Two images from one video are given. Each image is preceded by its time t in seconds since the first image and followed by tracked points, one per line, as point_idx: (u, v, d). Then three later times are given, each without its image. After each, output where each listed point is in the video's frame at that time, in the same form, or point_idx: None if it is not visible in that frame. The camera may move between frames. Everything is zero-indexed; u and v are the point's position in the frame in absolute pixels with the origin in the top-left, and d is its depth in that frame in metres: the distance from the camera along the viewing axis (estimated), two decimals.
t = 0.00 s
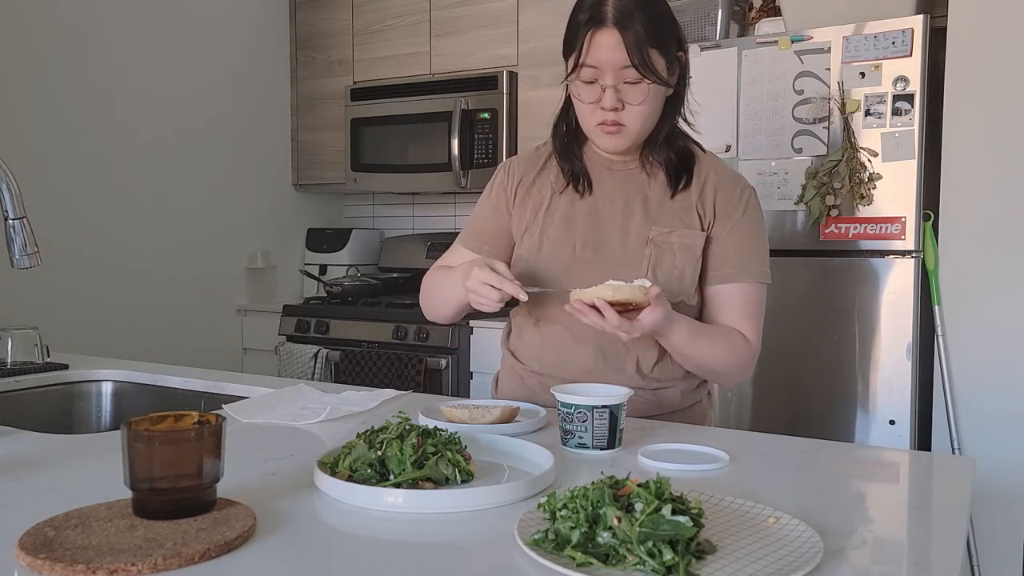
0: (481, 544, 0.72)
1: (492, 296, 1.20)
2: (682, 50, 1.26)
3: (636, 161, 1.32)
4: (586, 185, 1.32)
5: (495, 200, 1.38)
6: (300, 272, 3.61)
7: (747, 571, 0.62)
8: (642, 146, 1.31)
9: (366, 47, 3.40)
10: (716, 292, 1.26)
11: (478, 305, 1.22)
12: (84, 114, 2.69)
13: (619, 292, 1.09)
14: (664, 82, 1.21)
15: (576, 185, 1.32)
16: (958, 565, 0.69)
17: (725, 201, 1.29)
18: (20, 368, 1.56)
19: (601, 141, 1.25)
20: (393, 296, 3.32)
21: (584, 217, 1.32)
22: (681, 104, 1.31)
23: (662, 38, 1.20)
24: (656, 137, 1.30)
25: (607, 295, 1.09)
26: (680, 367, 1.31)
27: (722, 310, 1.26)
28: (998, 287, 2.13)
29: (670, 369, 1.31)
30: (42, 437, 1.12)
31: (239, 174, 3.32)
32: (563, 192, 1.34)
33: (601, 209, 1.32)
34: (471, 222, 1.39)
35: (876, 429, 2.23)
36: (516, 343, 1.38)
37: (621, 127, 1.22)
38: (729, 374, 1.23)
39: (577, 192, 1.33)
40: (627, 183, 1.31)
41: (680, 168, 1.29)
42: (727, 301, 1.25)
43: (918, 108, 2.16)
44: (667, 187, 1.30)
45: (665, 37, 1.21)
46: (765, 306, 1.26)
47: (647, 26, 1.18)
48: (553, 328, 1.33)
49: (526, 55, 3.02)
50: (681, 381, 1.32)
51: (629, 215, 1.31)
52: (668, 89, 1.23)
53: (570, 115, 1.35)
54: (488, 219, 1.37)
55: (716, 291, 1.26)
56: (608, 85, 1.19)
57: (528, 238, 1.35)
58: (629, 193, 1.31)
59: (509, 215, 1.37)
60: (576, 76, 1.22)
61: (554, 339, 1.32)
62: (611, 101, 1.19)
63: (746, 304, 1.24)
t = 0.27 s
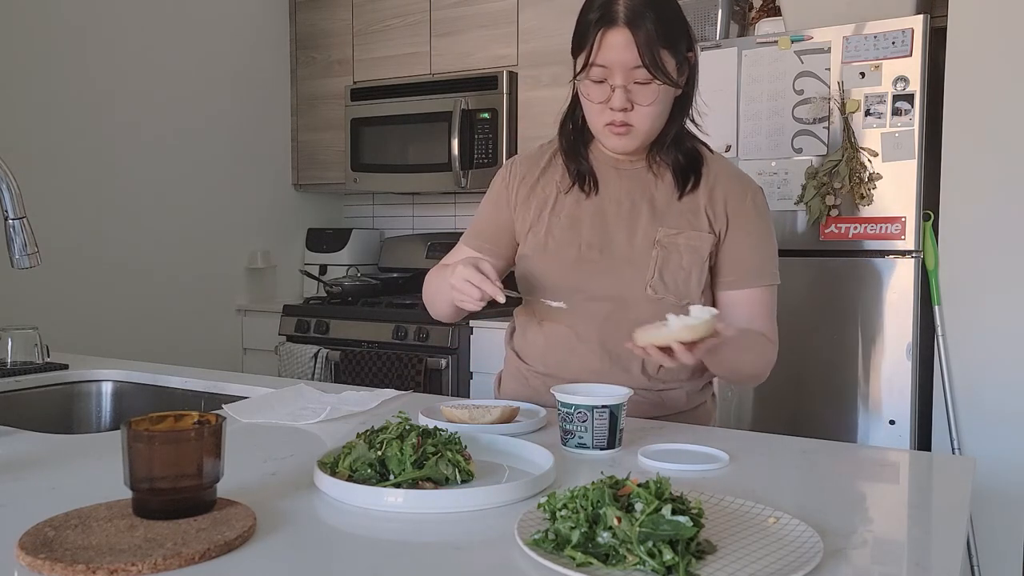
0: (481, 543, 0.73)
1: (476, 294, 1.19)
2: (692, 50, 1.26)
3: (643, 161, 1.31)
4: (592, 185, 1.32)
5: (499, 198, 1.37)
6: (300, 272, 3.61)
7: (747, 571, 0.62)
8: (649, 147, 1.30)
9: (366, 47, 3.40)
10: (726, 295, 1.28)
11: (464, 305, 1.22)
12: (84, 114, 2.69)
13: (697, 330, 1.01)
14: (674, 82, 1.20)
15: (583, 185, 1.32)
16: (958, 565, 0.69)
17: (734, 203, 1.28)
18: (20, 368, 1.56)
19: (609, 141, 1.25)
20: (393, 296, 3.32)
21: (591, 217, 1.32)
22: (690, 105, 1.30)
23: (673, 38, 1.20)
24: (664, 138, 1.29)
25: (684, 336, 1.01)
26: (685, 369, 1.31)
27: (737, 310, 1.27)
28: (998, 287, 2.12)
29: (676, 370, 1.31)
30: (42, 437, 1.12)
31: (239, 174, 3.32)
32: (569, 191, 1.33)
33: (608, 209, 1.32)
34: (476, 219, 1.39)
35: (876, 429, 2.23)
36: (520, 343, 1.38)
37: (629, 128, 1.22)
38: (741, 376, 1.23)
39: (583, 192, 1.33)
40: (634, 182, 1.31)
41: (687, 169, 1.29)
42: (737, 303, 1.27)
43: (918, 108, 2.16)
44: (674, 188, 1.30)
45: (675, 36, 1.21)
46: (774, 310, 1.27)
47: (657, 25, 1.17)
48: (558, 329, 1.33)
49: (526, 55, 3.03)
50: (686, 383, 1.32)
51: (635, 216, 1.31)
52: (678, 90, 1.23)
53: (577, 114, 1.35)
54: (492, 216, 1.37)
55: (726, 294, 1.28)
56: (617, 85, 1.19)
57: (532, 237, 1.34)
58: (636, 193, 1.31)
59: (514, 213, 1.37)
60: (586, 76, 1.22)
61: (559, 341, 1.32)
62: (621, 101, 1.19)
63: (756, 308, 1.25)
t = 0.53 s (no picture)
0: (482, 543, 0.73)
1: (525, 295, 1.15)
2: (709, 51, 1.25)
3: (658, 164, 1.31)
4: (607, 187, 1.31)
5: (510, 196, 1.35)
6: (300, 272, 3.61)
7: (748, 571, 0.62)
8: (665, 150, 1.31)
9: (366, 47, 3.40)
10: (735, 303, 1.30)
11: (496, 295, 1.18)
12: (84, 114, 2.69)
13: (723, 355, 1.04)
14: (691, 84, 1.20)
15: (597, 186, 1.32)
16: (958, 565, 0.69)
17: (748, 210, 1.30)
18: (20, 368, 1.56)
19: (623, 144, 1.24)
20: (393, 296, 3.32)
21: (604, 219, 1.31)
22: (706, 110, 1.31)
23: (691, 40, 1.18)
24: (681, 142, 1.30)
25: (708, 360, 1.04)
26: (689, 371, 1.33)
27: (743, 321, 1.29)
28: (998, 288, 2.12)
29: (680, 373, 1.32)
30: (42, 437, 1.12)
31: (239, 174, 3.32)
32: (582, 192, 1.33)
33: (621, 213, 1.31)
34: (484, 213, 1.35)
35: (876, 428, 2.23)
36: (524, 342, 1.38)
37: (646, 130, 1.21)
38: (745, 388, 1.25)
39: (597, 193, 1.32)
40: (648, 186, 1.31)
41: (703, 174, 1.30)
42: (744, 312, 1.29)
43: (918, 108, 2.16)
44: (689, 193, 1.31)
45: (692, 37, 1.19)
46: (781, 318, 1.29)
47: (673, 25, 1.16)
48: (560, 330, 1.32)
49: (526, 55, 3.03)
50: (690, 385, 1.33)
51: (649, 220, 1.31)
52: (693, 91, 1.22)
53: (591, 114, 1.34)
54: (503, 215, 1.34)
55: (734, 301, 1.30)
56: (632, 87, 1.18)
57: (545, 238, 1.33)
58: (650, 197, 1.31)
59: (525, 213, 1.35)
60: (601, 77, 1.21)
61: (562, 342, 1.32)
62: (636, 103, 1.19)
63: (765, 316, 1.28)
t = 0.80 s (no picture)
0: (482, 543, 0.73)
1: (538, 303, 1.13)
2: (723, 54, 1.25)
3: (667, 166, 1.31)
4: (615, 187, 1.31)
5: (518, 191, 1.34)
6: (300, 272, 3.61)
7: (748, 571, 0.62)
8: (674, 153, 1.31)
9: (366, 47, 3.40)
10: (731, 309, 1.30)
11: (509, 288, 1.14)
12: (84, 114, 2.70)
13: (710, 358, 1.04)
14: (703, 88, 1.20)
15: (604, 186, 1.32)
16: (958, 565, 0.69)
17: (754, 219, 1.30)
18: (20, 368, 1.56)
19: (631, 145, 1.24)
20: (392, 296, 3.32)
21: (609, 220, 1.31)
22: (717, 115, 1.31)
23: (703, 43, 1.18)
24: (692, 145, 1.30)
25: (695, 359, 1.05)
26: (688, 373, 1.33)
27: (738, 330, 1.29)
28: (998, 288, 2.12)
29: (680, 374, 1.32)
30: (42, 437, 1.12)
31: (239, 174, 3.32)
32: (589, 191, 1.32)
33: (626, 215, 1.31)
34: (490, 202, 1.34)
35: (876, 428, 2.23)
36: (523, 342, 1.38)
37: (655, 132, 1.21)
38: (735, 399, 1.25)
39: (604, 193, 1.32)
40: (656, 188, 1.31)
41: (712, 180, 1.30)
42: (741, 320, 1.29)
43: (918, 108, 2.16)
44: (696, 198, 1.31)
45: (706, 41, 1.19)
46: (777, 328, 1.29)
47: (688, 29, 1.16)
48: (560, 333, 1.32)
49: (526, 55, 3.03)
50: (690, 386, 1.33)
51: (655, 223, 1.31)
52: (705, 95, 1.22)
53: (602, 114, 1.34)
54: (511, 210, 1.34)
55: (730, 308, 1.30)
56: (643, 89, 1.18)
57: (550, 235, 1.33)
58: (658, 199, 1.31)
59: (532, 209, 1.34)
60: (611, 77, 1.21)
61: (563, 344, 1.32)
62: (647, 105, 1.18)
63: (763, 326, 1.28)
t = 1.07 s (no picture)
0: (481, 544, 0.73)
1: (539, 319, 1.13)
2: (724, 53, 1.24)
3: (665, 166, 1.31)
4: (612, 186, 1.31)
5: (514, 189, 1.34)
6: (300, 272, 3.61)
7: (748, 571, 0.62)
8: (673, 153, 1.31)
9: (366, 47, 3.40)
10: (728, 311, 1.31)
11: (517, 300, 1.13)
12: (84, 114, 2.70)
13: (695, 368, 1.04)
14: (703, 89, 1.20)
15: (602, 185, 1.31)
16: (958, 565, 0.69)
17: (753, 221, 1.30)
18: (20, 368, 1.56)
19: (630, 144, 1.24)
20: (392, 296, 3.32)
21: (605, 220, 1.31)
22: (717, 115, 1.31)
23: (703, 43, 1.18)
24: (691, 146, 1.30)
25: (681, 369, 1.04)
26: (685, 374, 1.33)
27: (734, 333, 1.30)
28: (998, 288, 2.12)
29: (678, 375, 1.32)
30: (42, 437, 1.12)
31: (239, 174, 3.32)
32: (586, 189, 1.32)
33: (624, 215, 1.31)
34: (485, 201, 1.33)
35: (876, 428, 2.23)
36: (519, 343, 1.38)
37: (653, 132, 1.21)
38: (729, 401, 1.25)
39: (601, 192, 1.32)
40: (653, 187, 1.31)
41: (711, 181, 1.30)
42: (738, 323, 1.29)
43: (918, 108, 2.16)
44: (694, 199, 1.31)
45: (706, 40, 1.19)
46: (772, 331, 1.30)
47: (687, 27, 1.15)
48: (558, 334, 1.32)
49: (526, 55, 3.03)
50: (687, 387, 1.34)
51: (652, 223, 1.31)
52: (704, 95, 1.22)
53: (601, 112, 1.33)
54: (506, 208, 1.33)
55: (727, 309, 1.31)
56: (641, 88, 1.18)
57: (545, 234, 1.32)
58: (655, 199, 1.31)
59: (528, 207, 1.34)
60: (610, 76, 1.21)
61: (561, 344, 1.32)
62: (645, 105, 1.19)
63: (759, 329, 1.29)
